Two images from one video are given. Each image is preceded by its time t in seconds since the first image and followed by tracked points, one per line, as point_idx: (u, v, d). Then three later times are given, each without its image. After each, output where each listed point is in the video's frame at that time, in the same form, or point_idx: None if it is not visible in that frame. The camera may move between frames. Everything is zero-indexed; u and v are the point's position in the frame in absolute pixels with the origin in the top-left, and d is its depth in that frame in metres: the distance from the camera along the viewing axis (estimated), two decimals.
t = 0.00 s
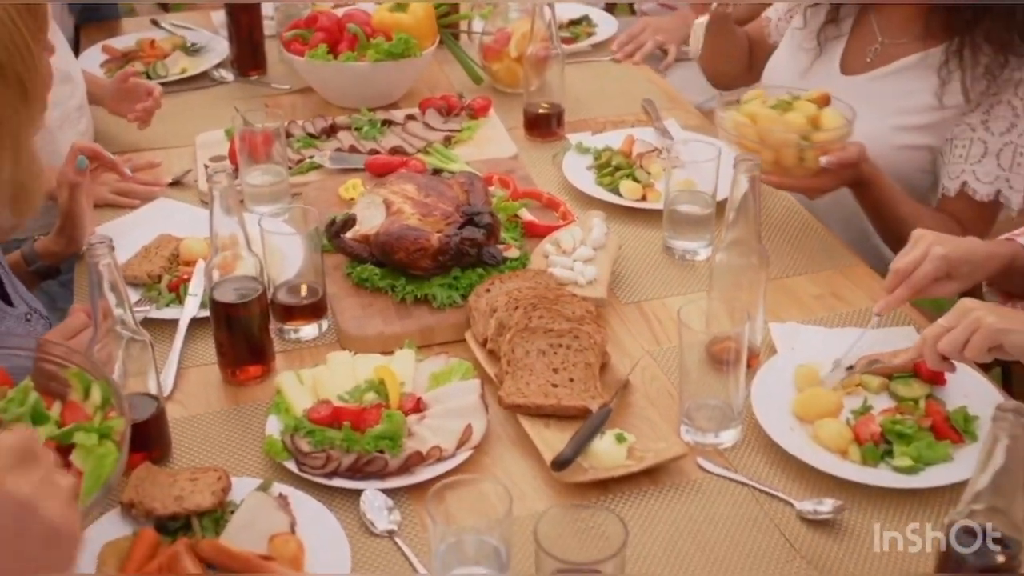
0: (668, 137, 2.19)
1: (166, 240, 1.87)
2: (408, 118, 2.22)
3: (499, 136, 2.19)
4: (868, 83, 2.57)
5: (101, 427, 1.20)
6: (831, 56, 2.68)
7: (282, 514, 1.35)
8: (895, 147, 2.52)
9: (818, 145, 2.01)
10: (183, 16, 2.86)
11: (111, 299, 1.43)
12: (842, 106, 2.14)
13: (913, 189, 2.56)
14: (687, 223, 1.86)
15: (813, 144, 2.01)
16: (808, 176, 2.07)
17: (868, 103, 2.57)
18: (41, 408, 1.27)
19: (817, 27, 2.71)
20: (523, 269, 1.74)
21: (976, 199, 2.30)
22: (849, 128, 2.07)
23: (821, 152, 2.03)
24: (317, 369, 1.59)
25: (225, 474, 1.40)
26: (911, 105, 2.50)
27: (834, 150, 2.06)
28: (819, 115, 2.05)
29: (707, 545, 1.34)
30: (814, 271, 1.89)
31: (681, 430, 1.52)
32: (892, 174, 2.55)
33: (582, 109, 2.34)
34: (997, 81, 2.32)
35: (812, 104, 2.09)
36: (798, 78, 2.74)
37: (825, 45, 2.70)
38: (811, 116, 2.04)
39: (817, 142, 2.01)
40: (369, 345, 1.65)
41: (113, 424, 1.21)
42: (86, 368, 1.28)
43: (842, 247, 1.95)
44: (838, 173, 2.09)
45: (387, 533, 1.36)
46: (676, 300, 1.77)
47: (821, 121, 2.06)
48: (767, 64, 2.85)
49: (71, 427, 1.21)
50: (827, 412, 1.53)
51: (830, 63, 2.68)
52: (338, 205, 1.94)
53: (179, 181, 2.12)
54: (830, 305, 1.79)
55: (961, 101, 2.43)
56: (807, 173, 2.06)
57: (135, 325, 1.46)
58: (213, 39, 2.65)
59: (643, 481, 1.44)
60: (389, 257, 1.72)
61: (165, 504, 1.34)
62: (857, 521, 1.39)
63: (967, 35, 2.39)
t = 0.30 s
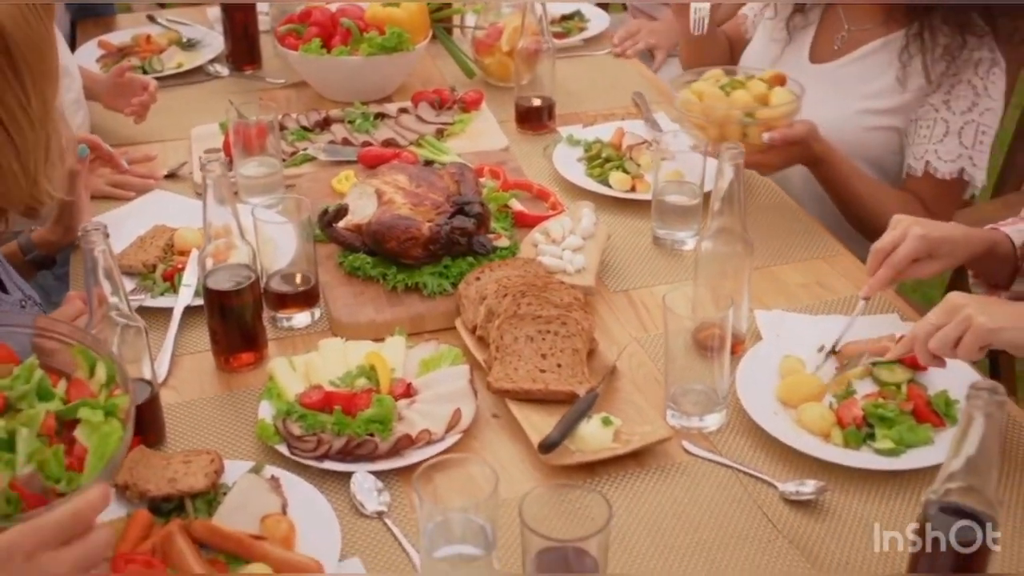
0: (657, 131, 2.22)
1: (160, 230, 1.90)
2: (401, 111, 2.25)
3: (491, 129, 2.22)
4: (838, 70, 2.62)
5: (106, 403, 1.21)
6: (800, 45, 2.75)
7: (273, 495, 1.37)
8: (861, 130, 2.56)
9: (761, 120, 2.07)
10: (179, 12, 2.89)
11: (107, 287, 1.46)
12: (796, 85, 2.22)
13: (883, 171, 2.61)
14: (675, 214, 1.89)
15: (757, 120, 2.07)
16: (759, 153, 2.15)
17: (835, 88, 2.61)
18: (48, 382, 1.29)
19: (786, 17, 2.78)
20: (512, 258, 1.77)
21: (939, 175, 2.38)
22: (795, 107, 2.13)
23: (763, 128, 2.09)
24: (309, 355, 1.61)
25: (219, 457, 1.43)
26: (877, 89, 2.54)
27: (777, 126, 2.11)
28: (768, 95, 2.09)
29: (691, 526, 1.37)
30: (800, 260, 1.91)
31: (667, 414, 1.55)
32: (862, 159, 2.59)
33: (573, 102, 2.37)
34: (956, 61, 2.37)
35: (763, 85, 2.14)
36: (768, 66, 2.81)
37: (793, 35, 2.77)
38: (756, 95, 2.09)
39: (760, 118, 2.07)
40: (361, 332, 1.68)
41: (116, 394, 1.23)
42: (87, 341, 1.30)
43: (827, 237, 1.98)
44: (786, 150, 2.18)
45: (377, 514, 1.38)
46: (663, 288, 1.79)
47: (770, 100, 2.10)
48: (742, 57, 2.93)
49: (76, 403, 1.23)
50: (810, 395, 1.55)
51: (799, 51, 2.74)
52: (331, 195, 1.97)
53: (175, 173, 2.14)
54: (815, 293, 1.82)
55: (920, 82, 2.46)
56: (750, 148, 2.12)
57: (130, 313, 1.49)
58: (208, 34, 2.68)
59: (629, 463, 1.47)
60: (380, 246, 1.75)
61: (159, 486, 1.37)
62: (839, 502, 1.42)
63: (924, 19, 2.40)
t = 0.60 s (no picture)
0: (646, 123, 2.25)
1: (156, 220, 1.93)
2: (393, 103, 2.28)
3: (482, 121, 2.25)
4: (810, 62, 2.67)
5: (130, 371, 1.24)
6: (773, 39, 2.80)
7: (266, 476, 1.40)
8: (832, 123, 2.62)
9: (718, 107, 2.20)
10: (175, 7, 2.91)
11: (103, 274, 1.50)
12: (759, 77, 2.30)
13: (857, 163, 2.66)
14: (662, 203, 1.92)
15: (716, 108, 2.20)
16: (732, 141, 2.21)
17: (808, 82, 2.67)
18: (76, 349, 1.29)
19: (760, 12, 2.83)
20: (502, 245, 1.80)
21: (907, 169, 2.41)
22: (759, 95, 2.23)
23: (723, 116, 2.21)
24: (301, 340, 1.64)
25: (212, 438, 1.46)
26: (846, 82, 2.60)
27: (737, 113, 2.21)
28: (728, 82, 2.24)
29: (675, 506, 1.40)
30: (785, 248, 1.95)
31: (653, 396, 1.57)
32: (834, 152, 2.65)
33: (563, 95, 2.40)
34: (922, 52, 2.42)
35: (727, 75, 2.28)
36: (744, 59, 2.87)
37: (767, 29, 2.82)
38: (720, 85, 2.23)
39: (720, 104, 2.20)
40: (353, 317, 1.70)
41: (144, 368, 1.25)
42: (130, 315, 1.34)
43: (813, 226, 2.02)
44: (747, 139, 2.20)
45: (367, 494, 1.42)
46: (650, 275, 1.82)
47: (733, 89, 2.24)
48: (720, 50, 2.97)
49: (100, 371, 1.23)
50: (792, 377, 1.58)
51: (773, 45, 2.79)
52: (324, 185, 2.00)
53: (170, 165, 2.17)
54: (800, 280, 1.85)
55: (890, 73, 2.52)
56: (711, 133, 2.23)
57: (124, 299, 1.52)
58: (203, 29, 2.71)
59: (614, 445, 1.50)
60: (372, 234, 1.78)
61: (154, 466, 1.39)
62: (820, 481, 1.44)
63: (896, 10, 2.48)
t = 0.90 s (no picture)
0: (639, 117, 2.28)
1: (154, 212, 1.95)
2: (388, 98, 2.31)
3: (476, 115, 2.27)
4: (801, 64, 2.71)
5: (225, 288, 1.30)
6: (765, 41, 2.83)
7: (260, 459, 1.42)
8: (821, 127, 2.66)
9: (708, 106, 2.24)
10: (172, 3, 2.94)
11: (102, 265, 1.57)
12: (750, 77, 2.33)
13: (846, 165, 2.70)
14: (653, 195, 1.94)
15: (704, 108, 2.24)
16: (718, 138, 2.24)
17: (798, 85, 2.71)
18: (166, 270, 1.34)
19: (752, 14, 2.86)
20: (495, 236, 1.82)
21: (893, 175, 2.44)
22: (747, 94, 2.27)
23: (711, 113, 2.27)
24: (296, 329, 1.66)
25: (208, 424, 1.48)
26: (835, 87, 2.65)
27: (725, 111, 2.26)
28: (714, 81, 2.27)
29: (663, 489, 1.42)
30: (774, 240, 1.97)
31: (643, 383, 1.60)
32: (823, 154, 2.68)
33: (557, 89, 2.42)
34: (911, 58, 2.43)
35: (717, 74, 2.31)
36: (736, 60, 2.90)
37: (759, 32, 2.85)
38: (710, 84, 2.27)
39: (708, 104, 2.25)
40: (347, 306, 1.73)
41: (242, 285, 1.32)
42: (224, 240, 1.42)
43: (801, 218, 2.04)
44: (735, 137, 2.25)
45: (360, 478, 1.44)
46: (642, 265, 1.84)
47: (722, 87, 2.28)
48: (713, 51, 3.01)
49: (197, 291, 1.28)
50: (780, 365, 1.61)
51: (764, 47, 2.83)
52: (319, 178, 2.02)
53: (168, 158, 2.19)
54: (789, 271, 1.88)
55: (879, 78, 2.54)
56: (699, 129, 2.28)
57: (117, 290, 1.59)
58: (201, 25, 2.73)
59: (604, 430, 1.52)
60: (366, 224, 1.80)
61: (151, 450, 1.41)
62: (806, 465, 1.47)
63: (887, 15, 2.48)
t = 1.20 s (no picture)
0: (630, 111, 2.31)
1: (150, 203, 1.98)
2: (383, 92, 2.34)
3: (469, 109, 2.30)
4: (798, 64, 2.75)
5: (478, 176, 1.05)
6: (764, 41, 2.87)
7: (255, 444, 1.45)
8: (814, 125, 2.69)
9: (708, 98, 2.31)
10: None
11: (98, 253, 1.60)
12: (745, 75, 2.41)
13: (838, 163, 2.73)
14: (644, 186, 1.96)
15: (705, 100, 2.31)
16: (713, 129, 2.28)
17: (795, 85, 2.75)
18: (422, 161, 1.09)
19: (750, 13, 2.90)
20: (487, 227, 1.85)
21: (887, 176, 2.46)
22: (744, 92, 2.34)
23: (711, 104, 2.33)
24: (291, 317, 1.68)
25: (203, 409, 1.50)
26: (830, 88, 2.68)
27: (722, 104, 2.32)
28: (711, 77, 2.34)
29: (651, 473, 1.45)
30: (763, 231, 2.00)
31: (632, 369, 1.62)
32: (817, 153, 2.71)
33: (550, 84, 2.45)
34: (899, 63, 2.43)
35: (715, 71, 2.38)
36: (732, 59, 2.93)
37: (757, 32, 2.88)
38: (707, 80, 2.33)
39: (707, 95, 2.31)
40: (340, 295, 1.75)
41: (490, 168, 1.07)
42: (417, 115, 1.16)
43: (790, 210, 2.07)
44: (730, 132, 2.28)
45: (353, 462, 1.46)
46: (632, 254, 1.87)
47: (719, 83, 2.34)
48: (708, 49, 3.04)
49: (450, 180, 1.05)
50: (767, 353, 1.63)
51: (762, 47, 2.86)
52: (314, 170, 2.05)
53: (163, 151, 2.22)
54: (777, 261, 1.90)
55: (874, 79, 2.57)
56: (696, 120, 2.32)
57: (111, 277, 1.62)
58: (198, 22, 2.76)
59: (593, 415, 1.54)
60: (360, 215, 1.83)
61: (147, 434, 1.44)
62: (792, 449, 1.49)
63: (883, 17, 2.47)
